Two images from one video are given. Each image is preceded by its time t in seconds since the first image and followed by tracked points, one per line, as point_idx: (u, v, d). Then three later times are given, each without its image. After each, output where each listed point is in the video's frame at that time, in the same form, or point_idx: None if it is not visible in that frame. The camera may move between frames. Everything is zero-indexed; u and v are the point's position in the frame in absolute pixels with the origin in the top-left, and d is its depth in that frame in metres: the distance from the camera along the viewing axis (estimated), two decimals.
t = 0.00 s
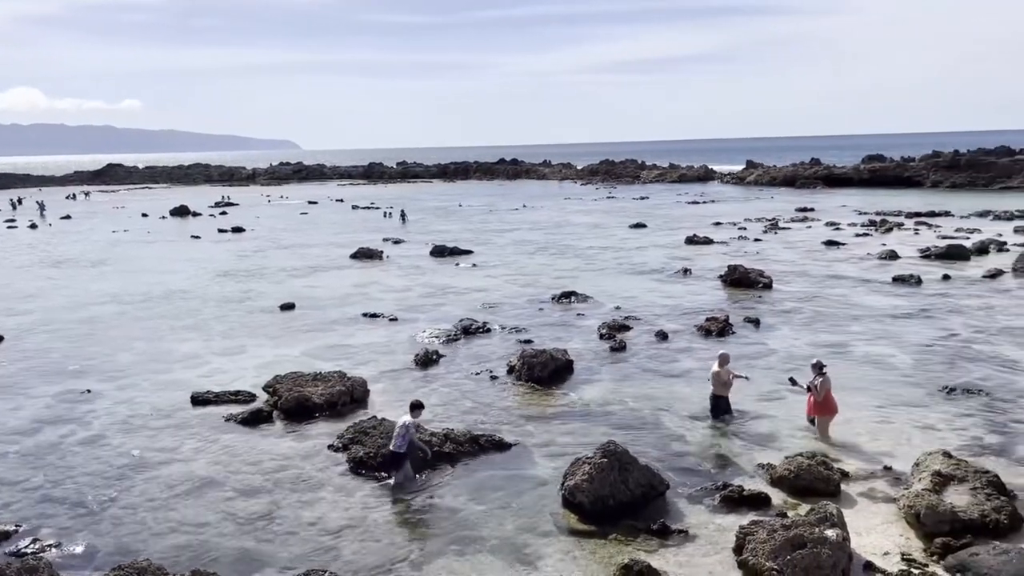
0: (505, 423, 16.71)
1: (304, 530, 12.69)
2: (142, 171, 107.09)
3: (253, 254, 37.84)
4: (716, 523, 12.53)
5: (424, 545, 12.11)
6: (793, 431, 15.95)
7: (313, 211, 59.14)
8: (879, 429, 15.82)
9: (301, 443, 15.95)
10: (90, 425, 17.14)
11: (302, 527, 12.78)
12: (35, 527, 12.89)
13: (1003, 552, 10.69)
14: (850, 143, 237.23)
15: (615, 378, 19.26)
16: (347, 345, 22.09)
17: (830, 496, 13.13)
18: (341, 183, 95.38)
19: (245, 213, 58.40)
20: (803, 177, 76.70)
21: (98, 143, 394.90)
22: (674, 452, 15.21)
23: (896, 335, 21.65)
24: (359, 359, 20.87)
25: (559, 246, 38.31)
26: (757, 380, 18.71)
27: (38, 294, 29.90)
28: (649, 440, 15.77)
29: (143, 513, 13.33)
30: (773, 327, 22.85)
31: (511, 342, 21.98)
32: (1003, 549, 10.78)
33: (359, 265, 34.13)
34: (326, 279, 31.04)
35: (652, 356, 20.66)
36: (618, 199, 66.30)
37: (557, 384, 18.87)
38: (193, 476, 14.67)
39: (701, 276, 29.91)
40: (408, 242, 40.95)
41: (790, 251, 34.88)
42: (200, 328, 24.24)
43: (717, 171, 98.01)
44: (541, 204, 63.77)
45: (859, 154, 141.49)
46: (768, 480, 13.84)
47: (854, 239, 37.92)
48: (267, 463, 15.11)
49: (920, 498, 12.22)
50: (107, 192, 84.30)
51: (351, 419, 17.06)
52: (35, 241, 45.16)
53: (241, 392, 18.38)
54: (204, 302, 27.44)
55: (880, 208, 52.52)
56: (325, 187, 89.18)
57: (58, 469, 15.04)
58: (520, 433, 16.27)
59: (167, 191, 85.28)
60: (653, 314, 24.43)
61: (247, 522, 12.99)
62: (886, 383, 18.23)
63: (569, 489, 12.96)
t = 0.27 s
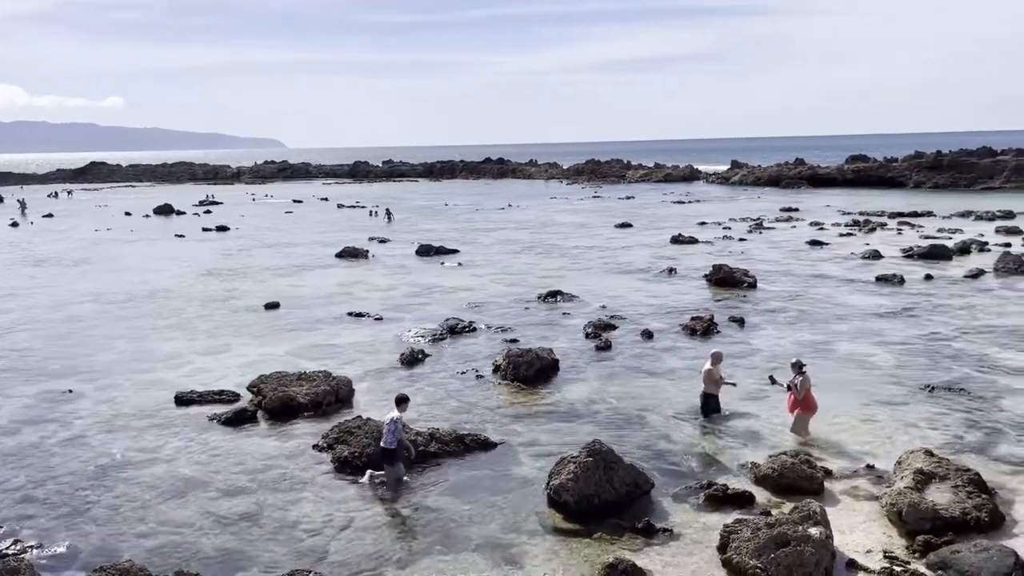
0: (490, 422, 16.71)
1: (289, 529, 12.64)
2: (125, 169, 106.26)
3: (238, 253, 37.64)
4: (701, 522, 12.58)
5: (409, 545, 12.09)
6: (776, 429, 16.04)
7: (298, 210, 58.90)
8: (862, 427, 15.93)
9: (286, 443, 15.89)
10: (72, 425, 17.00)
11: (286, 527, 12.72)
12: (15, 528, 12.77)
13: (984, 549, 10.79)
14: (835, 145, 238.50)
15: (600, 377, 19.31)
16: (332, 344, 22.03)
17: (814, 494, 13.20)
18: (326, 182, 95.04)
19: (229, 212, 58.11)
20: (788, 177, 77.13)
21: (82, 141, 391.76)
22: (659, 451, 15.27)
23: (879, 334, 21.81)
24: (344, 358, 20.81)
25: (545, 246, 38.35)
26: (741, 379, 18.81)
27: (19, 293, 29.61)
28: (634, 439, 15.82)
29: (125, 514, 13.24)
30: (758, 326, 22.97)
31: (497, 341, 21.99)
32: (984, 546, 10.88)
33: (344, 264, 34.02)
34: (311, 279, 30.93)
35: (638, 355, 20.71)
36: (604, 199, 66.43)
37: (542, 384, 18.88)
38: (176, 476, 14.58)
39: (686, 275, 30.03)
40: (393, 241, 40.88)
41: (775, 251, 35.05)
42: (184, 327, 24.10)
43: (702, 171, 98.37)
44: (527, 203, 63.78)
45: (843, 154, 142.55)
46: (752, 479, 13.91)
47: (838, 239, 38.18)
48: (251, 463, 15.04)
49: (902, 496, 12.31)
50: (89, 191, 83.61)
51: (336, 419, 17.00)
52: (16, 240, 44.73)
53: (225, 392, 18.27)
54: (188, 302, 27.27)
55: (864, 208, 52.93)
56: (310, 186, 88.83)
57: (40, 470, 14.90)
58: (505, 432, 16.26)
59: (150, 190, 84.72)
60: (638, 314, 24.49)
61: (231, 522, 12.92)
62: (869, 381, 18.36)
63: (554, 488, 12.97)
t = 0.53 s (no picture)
0: (476, 421, 16.70)
1: (274, 529, 12.58)
2: (108, 167, 105.34)
3: (222, 252, 37.41)
4: (686, 520, 12.63)
5: (394, 544, 12.06)
6: (760, 427, 16.12)
7: (283, 209, 58.69)
8: (846, 425, 16.03)
9: (271, 442, 15.81)
10: (54, 426, 16.84)
11: (270, 527, 12.66)
12: None
13: (965, 545, 10.89)
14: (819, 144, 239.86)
15: (586, 375, 19.34)
16: (317, 343, 21.95)
17: (797, 492, 13.28)
18: (311, 180, 94.62)
19: (213, 211, 57.75)
20: (772, 176, 77.49)
21: (64, 139, 388.29)
22: (645, 449, 15.31)
23: (862, 332, 21.96)
24: (329, 358, 20.73)
25: (531, 245, 38.36)
26: (726, 377, 18.88)
27: None
28: (619, 437, 15.86)
29: (108, 514, 13.13)
30: (742, 325, 23.08)
31: (483, 340, 21.97)
32: (965, 542, 10.98)
33: (329, 263, 33.89)
34: (296, 277, 30.79)
35: (623, 353, 20.75)
36: (590, 197, 66.54)
37: (528, 382, 18.87)
38: (159, 476, 14.48)
39: (672, 274, 30.13)
40: (378, 240, 40.76)
41: (759, 250, 35.22)
42: (168, 326, 23.93)
43: (687, 171, 98.68)
44: (512, 202, 63.75)
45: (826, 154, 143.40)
46: (737, 477, 13.97)
47: (821, 238, 38.41)
48: (235, 463, 14.96)
49: (884, 492, 12.40)
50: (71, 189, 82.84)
51: (321, 418, 16.93)
52: None
53: (209, 391, 18.16)
54: (171, 301, 27.08)
55: (848, 207, 53.29)
56: (294, 184, 88.40)
57: (21, 470, 14.76)
58: (491, 431, 16.25)
59: (133, 188, 84.03)
60: (624, 312, 24.54)
61: (215, 522, 12.85)
62: (852, 379, 18.49)
63: (540, 486, 12.98)
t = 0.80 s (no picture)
0: (461, 420, 16.69)
1: (258, 530, 12.52)
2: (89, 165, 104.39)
3: (205, 251, 37.18)
4: (671, 517, 12.68)
5: (380, 543, 12.03)
6: (744, 424, 16.20)
7: (267, 207, 58.42)
8: (829, 422, 16.14)
9: (255, 442, 15.74)
10: (35, 426, 16.68)
11: (255, 527, 12.60)
12: None
13: (947, 540, 10.98)
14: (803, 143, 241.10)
15: (571, 373, 19.36)
16: (302, 342, 21.86)
17: (781, 488, 13.36)
18: (295, 179, 94.18)
19: (197, 210, 57.40)
20: (756, 174, 77.86)
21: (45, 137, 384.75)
22: (630, 446, 15.35)
23: (845, 330, 22.11)
24: (314, 357, 20.65)
25: (516, 243, 38.36)
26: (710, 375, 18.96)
27: None
28: (604, 435, 15.88)
29: (90, 515, 13.03)
30: (726, 323, 23.18)
31: (468, 338, 21.96)
32: (946, 537, 11.08)
33: (313, 262, 33.75)
34: (281, 276, 30.65)
35: (608, 352, 20.79)
36: (575, 196, 66.62)
37: (514, 381, 18.87)
38: (142, 477, 14.38)
39: (657, 272, 30.21)
40: (363, 238, 40.64)
41: (744, 248, 35.38)
42: (151, 326, 23.76)
43: (672, 169, 98.97)
44: (497, 201, 63.72)
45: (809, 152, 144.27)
46: (721, 474, 14.04)
47: (805, 236, 38.63)
48: (219, 463, 14.87)
49: (867, 489, 12.49)
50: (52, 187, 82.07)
51: (306, 418, 16.87)
52: None
53: (192, 391, 18.05)
54: (154, 300, 26.90)
55: (831, 206, 53.61)
56: (278, 183, 87.93)
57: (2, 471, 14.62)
58: (476, 429, 16.25)
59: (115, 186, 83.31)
60: (609, 311, 24.58)
61: (199, 523, 12.77)
62: (835, 377, 18.61)
63: (525, 484, 13.00)
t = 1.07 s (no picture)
0: (446, 418, 16.66)
1: (242, 530, 12.46)
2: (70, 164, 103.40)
3: (188, 250, 36.94)
4: (656, 514, 12.72)
5: (365, 543, 12.00)
6: (729, 421, 16.27)
7: (251, 206, 58.11)
8: (812, 418, 16.24)
9: (239, 442, 15.65)
10: (15, 427, 16.51)
11: (239, 527, 12.54)
12: None
13: (929, 535, 11.09)
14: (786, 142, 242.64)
15: (557, 372, 19.38)
16: (286, 342, 21.76)
17: (766, 485, 13.44)
18: (279, 178, 93.77)
19: (179, 208, 57.01)
20: (740, 172, 78.22)
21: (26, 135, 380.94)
22: (615, 444, 15.39)
23: (829, 327, 22.26)
24: (298, 356, 20.57)
25: (501, 242, 38.35)
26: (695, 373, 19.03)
27: None
28: (590, 433, 15.91)
29: (72, 517, 12.91)
30: (711, 321, 23.28)
31: (454, 337, 21.93)
32: (928, 532, 11.19)
33: (298, 261, 33.60)
34: (264, 276, 30.50)
35: (594, 350, 20.83)
36: (560, 194, 66.70)
37: (499, 379, 18.87)
38: (126, 477, 14.27)
39: (641, 270, 30.30)
40: (347, 237, 40.51)
41: (728, 246, 35.55)
42: (133, 326, 23.58)
43: (657, 168, 99.28)
44: (482, 199, 63.69)
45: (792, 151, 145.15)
46: (706, 471, 14.10)
47: (788, 234, 38.86)
48: (203, 463, 14.78)
49: (850, 485, 12.58)
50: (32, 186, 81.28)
51: (290, 417, 16.80)
52: None
53: (176, 391, 17.93)
54: (136, 299, 26.70)
55: (813, 204, 53.96)
56: (261, 181, 87.42)
57: None
58: (461, 428, 16.23)
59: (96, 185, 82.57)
60: (594, 309, 24.63)
61: (183, 523, 12.69)
62: (819, 374, 18.73)
63: (511, 483, 12.99)
